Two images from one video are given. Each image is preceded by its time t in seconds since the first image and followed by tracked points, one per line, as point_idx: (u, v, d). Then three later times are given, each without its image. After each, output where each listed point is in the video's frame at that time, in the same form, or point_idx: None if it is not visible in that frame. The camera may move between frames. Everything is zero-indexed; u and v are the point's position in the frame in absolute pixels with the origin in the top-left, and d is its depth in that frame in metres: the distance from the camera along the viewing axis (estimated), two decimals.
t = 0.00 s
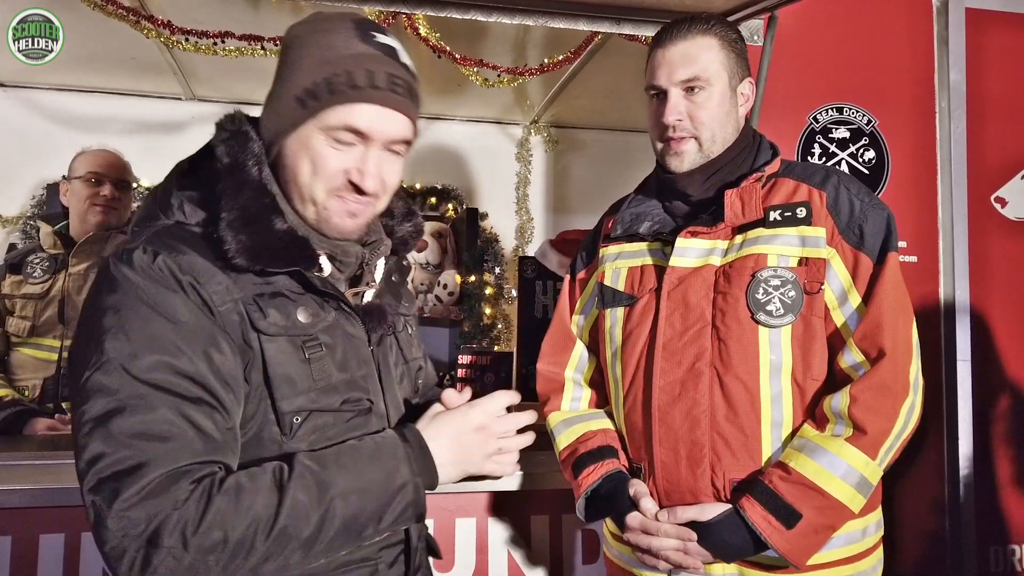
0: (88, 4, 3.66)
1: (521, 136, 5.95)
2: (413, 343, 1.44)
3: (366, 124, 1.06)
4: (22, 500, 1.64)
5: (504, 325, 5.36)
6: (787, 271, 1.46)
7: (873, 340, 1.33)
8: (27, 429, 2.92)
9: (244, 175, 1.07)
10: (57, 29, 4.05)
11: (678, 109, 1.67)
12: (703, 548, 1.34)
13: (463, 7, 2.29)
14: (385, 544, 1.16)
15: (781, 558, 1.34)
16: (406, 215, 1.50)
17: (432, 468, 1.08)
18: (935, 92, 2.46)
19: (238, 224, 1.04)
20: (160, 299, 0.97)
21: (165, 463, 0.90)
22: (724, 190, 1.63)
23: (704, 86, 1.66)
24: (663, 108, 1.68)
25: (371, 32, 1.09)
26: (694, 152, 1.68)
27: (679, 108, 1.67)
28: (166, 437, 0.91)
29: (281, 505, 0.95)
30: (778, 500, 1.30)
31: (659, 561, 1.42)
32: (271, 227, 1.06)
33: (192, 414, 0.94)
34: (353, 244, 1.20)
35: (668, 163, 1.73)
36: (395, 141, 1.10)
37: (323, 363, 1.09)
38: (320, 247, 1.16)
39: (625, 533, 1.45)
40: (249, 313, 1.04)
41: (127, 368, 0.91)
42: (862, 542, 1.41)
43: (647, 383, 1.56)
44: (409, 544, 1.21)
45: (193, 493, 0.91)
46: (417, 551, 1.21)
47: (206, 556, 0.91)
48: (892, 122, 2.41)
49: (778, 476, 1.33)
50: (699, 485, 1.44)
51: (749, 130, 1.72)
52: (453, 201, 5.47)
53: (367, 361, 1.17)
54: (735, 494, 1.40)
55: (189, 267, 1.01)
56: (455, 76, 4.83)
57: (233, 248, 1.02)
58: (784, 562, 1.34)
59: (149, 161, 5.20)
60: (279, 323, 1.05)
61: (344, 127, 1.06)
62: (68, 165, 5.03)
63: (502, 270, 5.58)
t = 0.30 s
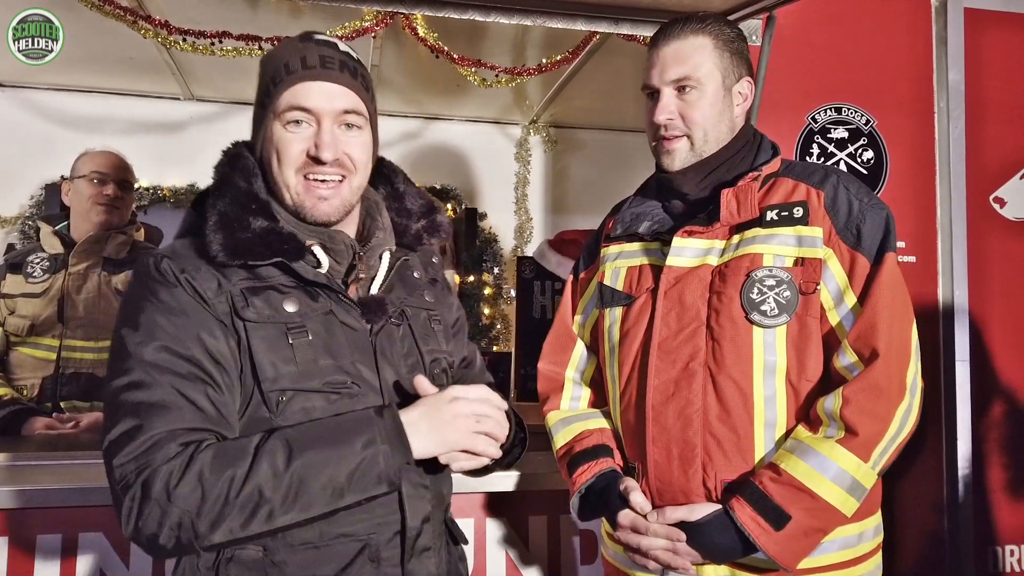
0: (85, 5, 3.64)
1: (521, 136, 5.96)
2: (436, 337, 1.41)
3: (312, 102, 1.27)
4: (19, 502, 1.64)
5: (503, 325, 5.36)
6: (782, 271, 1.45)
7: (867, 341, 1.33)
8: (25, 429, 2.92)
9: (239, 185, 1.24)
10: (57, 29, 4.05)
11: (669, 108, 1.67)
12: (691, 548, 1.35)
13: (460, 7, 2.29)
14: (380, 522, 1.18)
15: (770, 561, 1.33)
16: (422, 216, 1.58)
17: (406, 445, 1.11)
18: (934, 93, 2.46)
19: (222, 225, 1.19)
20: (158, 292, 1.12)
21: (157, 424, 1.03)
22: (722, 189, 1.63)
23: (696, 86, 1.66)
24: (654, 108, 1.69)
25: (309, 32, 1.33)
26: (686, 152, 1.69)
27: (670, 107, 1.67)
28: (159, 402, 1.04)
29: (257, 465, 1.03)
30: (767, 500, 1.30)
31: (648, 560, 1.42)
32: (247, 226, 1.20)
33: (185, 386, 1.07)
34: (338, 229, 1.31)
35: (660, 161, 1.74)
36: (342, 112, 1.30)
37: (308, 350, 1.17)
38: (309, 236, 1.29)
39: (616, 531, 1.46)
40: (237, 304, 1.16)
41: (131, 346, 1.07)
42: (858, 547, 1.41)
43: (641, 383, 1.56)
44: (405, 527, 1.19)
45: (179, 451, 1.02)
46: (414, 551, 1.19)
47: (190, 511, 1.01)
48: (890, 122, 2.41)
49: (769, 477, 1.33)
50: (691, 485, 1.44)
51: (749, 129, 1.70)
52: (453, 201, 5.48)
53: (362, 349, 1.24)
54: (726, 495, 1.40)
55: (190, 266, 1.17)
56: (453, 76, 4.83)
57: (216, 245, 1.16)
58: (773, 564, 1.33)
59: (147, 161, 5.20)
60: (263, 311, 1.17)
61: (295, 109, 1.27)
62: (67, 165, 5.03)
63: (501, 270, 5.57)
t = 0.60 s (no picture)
0: (84, 5, 3.64)
1: (520, 136, 5.95)
2: (450, 351, 1.40)
3: (357, 127, 1.33)
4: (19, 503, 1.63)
5: (503, 326, 5.35)
6: (782, 272, 1.45)
7: (863, 343, 1.33)
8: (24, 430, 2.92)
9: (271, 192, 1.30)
10: (58, 30, 4.06)
11: (666, 108, 1.68)
12: (683, 548, 1.35)
13: (460, 7, 2.28)
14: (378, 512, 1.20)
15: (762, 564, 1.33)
16: (444, 235, 1.55)
17: (381, 472, 1.10)
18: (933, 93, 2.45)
19: (249, 227, 1.24)
20: (182, 287, 1.17)
21: (160, 417, 1.07)
22: (722, 189, 1.62)
23: (693, 87, 1.65)
24: (652, 108, 1.70)
25: (364, 65, 1.40)
26: (683, 152, 1.69)
27: (667, 108, 1.68)
28: (162, 396, 1.08)
29: (240, 471, 1.06)
30: (759, 501, 1.30)
31: (641, 560, 1.42)
32: (272, 229, 1.25)
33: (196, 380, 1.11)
34: (360, 242, 1.36)
35: (659, 160, 1.75)
36: (384, 139, 1.35)
37: (315, 352, 1.21)
38: (332, 245, 1.33)
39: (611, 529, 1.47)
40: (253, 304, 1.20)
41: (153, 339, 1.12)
42: (856, 553, 1.41)
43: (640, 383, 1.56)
44: (400, 522, 1.20)
45: (175, 444, 1.07)
46: (407, 551, 1.20)
47: (177, 502, 1.05)
48: (889, 123, 2.41)
49: (763, 479, 1.33)
50: (686, 486, 1.44)
51: (752, 131, 1.68)
52: (454, 203, 5.44)
53: (369, 353, 1.26)
54: (720, 496, 1.40)
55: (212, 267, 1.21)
56: (453, 77, 4.83)
57: (242, 244, 1.22)
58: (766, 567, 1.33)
59: (147, 162, 5.19)
60: (277, 313, 1.20)
61: (342, 131, 1.34)
62: (67, 165, 5.03)
63: (500, 271, 5.57)
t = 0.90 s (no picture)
0: (84, 5, 3.63)
1: (520, 136, 5.95)
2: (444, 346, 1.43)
3: (371, 132, 1.34)
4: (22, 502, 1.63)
5: (503, 326, 5.35)
6: (786, 272, 1.45)
7: (868, 343, 1.33)
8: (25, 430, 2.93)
9: (279, 183, 1.30)
10: (58, 30, 4.06)
11: (666, 107, 1.69)
12: (686, 549, 1.35)
13: (460, 7, 2.28)
14: (386, 503, 1.19)
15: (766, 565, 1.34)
16: (437, 238, 1.57)
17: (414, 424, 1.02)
18: (933, 94, 2.42)
19: (264, 216, 1.24)
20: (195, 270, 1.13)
21: (183, 387, 1.01)
22: (726, 189, 1.62)
23: (693, 87, 1.66)
24: (653, 107, 1.71)
25: (378, 69, 1.40)
26: (683, 151, 1.69)
27: (667, 107, 1.69)
28: (185, 367, 1.02)
29: (266, 430, 0.98)
30: (763, 502, 1.31)
31: (644, 561, 1.42)
32: (287, 220, 1.24)
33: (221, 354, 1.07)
34: (368, 238, 1.35)
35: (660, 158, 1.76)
36: (395, 146, 1.36)
37: (329, 339, 1.19)
38: (337, 240, 1.32)
39: (614, 530, 1.47)
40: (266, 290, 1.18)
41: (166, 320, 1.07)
42: (861, 556, 1.41)
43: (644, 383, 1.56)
44: (406, 517, 1.21)
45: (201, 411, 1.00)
46: (412, 542, 1.21)
47: (204, 468, 0.97)
48: (890, 123, 2.41)
49: (767, 479, 1.33)
50: (689, 486, 1.44)
51: (757, 130, 1.68)
52: (453, 202, 5.47)
53: (375, 346, 1.24)
54: (724, 497, 1.40)
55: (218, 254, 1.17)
56: (453, 77, 4.83)
57: (258, 233, 1.21)
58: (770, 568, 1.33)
59: (147, 162, 5.19)
60: (291, 299, 1.19)
61: (354, 134, 1.34)
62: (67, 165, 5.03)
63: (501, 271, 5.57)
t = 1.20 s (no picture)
0: (85, 4, 3.63)
1: (521, 136, 5.94)
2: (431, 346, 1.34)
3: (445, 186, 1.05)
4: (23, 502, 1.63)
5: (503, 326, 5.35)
6: (790, 271, 1.46)
7: (873, 342, 1.33)
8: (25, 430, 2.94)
9: (288, 174, 1.16)
10: (58, 30, 4.06)
11: (668, 107, 1.68)
12: (692, 548, 1.35)
13: (461, 7, 2.28)
14: (383, 511, 1.14)
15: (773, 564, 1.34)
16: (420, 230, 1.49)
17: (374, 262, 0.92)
18: (932, 93, 2.40)
19: (284, 208, 1.12)
20: (201, 254, 1.05)
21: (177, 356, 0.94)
22: (729, 189, 1.62)
23: (696, 86, 1.66)
24: (654, 107, 1.71)
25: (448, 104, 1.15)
26: (686, 151, 1.69)
27: (669, 106, 1.68)
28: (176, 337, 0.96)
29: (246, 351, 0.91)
30: (769, 501, 1.31)
31: (649, 560, 1.42)
32: (306, 214, 1.12)
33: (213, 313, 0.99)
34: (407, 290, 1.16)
35: (663, 158, 1.75)
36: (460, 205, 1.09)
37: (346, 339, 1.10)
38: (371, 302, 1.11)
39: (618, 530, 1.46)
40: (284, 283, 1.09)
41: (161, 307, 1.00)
42: (864, 555, 1.41)
43: (648, 384, 1.56)
44: (405, 522, 1.15)
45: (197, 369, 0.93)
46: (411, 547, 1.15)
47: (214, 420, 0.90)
48: (890, 123, 2.41)
49: (773, 478, 1.33)
50: (694, 486, 1.44)
51: (759, 128, 1.68)
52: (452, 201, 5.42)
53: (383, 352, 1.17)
54: (728, 497, 1.40)
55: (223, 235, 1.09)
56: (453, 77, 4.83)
57: (277, 226, 1.11)
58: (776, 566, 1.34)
59: (146, 162, 5.18)
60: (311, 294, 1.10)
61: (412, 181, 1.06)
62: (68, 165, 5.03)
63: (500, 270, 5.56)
